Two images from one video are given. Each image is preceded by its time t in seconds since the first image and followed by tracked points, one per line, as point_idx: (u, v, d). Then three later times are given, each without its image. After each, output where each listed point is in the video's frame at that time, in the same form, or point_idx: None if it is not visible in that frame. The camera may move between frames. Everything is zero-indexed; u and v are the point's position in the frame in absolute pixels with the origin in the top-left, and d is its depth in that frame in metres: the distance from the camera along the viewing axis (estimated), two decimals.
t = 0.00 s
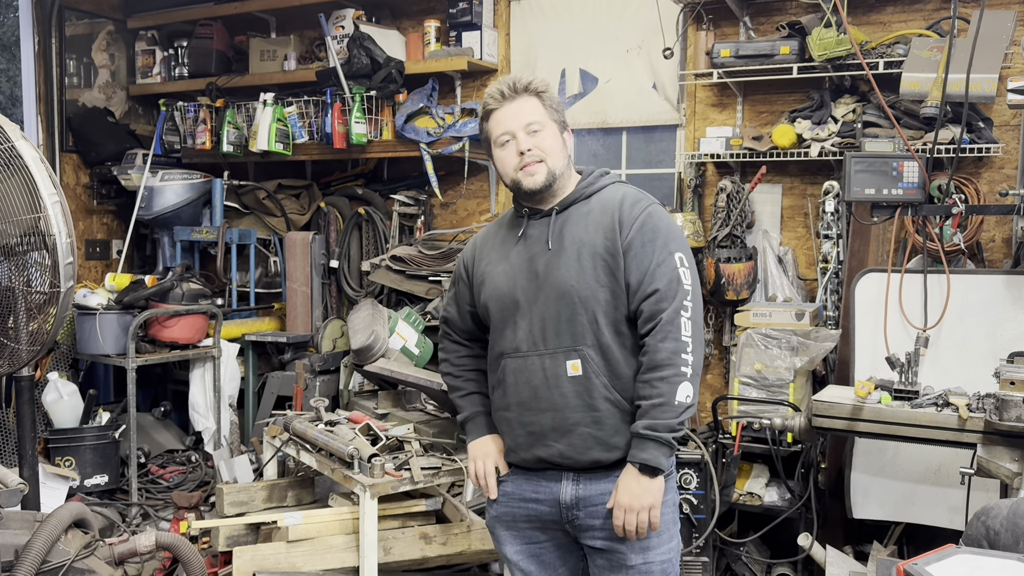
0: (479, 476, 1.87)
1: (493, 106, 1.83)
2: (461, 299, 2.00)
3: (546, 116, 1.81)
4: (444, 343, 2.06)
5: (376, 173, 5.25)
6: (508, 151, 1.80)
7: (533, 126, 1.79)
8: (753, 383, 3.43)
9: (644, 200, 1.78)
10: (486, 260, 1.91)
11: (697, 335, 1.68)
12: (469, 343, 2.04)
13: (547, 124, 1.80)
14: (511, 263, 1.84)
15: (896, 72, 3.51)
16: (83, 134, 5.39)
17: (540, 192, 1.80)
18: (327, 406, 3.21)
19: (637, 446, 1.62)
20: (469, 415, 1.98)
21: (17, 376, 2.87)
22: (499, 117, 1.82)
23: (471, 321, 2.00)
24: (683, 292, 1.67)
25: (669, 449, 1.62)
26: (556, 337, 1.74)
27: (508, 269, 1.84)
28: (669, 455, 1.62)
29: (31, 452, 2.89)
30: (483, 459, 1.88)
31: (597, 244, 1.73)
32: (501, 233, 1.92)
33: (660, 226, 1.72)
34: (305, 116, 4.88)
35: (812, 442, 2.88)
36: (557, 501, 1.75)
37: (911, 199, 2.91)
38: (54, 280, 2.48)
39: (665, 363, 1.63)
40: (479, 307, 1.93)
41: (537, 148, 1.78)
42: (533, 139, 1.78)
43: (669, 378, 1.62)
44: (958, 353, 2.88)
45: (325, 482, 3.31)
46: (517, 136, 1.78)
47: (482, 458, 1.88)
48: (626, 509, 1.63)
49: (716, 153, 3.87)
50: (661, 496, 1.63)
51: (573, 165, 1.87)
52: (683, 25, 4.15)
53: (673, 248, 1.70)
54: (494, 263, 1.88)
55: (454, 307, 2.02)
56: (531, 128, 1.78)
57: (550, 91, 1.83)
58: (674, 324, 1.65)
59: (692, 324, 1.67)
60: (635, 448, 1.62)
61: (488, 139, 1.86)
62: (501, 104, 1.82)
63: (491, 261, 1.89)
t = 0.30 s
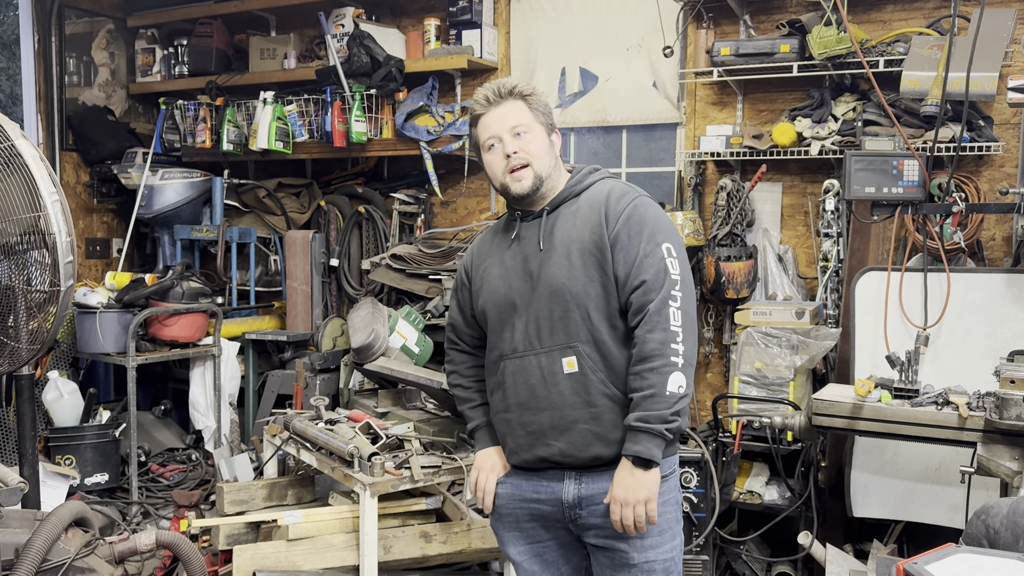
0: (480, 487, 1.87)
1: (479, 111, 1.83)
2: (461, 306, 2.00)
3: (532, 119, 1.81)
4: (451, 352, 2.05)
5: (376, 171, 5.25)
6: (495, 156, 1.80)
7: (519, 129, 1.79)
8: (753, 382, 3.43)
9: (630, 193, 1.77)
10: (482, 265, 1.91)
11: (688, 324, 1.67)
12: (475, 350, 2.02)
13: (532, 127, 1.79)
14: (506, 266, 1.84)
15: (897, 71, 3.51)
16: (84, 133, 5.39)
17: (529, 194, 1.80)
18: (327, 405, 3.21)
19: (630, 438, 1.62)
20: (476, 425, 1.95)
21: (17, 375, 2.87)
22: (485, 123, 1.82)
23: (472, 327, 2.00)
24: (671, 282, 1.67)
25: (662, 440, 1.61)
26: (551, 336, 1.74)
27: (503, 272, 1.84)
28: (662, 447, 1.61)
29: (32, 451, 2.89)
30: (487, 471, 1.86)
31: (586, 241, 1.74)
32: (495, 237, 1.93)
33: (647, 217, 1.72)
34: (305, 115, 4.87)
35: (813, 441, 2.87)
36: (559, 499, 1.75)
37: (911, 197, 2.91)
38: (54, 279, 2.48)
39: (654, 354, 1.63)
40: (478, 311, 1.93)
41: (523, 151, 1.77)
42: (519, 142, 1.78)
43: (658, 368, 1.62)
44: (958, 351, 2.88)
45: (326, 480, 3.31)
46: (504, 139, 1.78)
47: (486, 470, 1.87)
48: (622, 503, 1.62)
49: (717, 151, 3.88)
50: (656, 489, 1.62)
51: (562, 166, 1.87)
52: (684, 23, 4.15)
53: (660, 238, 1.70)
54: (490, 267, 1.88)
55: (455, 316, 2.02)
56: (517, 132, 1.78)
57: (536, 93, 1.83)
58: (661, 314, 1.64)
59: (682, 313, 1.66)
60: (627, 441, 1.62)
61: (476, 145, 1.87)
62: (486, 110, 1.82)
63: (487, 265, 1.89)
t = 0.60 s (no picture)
0: (479, 484, 1.87)
1: (485, 103, 1.83)
2: (464, 302, 2.00)
3: (538, 113, 1.79)
4: (454, 351, 2.04)
5: (377, 168, 5.24)
6: (498, 148, 1.79)
7: (523, 122, 1.78)
8: (755, 378, 3.43)
9: (632, 189, 1.77)
10: (485, 260, 1.91)
11: (686, 321, 1.66)
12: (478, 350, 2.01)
13: (537, 120, 1.79)
14: (507, 260, 1.84)
15: (899, 67, 3.50)
16: (83, 130, 5.41)
17: (531, 187, 1.80)
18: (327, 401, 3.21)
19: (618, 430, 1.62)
20: (476, 424, 1.94)
21: (17, 372, 2.86)
22: (491, 115, 1.81)
23: (474, 324, 1.99)
24: (670, 278, 1.66)
25: (649, 436, 1.61)
26: (551, 331, 1.73)
27: (505, 266, 1.84)
28: (648, 442, 1.61)
29: (32, 448, 2.88)
30: (485, 468, 1.86)
31: (587, 235, 1.73)
32: (499, 232, 1.92)
33: (649, 213, 1.71)
34: (305, 112, 4.87)
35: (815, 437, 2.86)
36: (559, 496, 1.75)
37: (914, 193, 2.90)
38: (55, 276, 2.48)
39: (650, 349, 1.62)
40: (480, 306, 1.93)
41: (526, 144, 1.77)
42: (523, 135, 1.77)
43: (652, 363, 1.61)
44: (960, 348, 2.87)
45: (326, 477, 3.29)
46: (507, 132, 1.78)
47: (485, 467, 1.86)
48: (604, 495, 1.62)
49: (719, 147, 3.86)
50: (639, 483, 1.62)
51: (566, 160, 1.86)
52: (685, 19, 4.14)
53: (661, 234, 1.69)
54: (492, 262, 1.88)
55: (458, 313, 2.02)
56: (521, 125, 1.77)
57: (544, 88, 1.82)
58: (658, 310, 1.63)
59: (680, 309, 1.66)
60: (615, 433, 1.62)
61: (482, 136, 1.86)
62: (492, 102, 1.82)
63: (490, 260, 1.89)
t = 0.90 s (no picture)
0: (479, 479, 1.86)
1: (498, 93, 1.82)
2: (465, 294, 1.99)
3: (549, 106, 1.79)
4: (454, 344, 2.04)
5: (376, 165, 5.23)
6: (508, 138, 1.79)
7: (534, 114, 1.77)
8: (755, 375, 3.43)
9: (639, 187, 1.76)
10: (487, 253, 1.90)
11: (690, 322, 1.66)
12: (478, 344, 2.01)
13: (547, 113, 1.78)
14: (510, 254, 1.83)
15: (900, 63, 3.49)
16: (83, 126, 5.39)
17: (537, 179, 1.79)
18: (327, 399, 3.20)
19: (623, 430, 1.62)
20: (475, 419, 1.93)
21: (17, 369, 2.86)
22: (502, 105, 1.81)
23: (475, 317, 1.99)
24: (675, 278, 1.65)
25: (655, 436, 1.61)
26: (552, 326, 1.73)
27: (507, 260, 1.83)
28: (654, 442, 1.60)
29: (31, 445, 2.88)
30: (485, 464, 1.85)
31: (592, 231, 1.72)
32: (503, 225, 1.92)
33: (654, 212, 1.70)
34: (305, 108, 4.87)
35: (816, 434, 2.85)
36: (557, 492, 1.75)
37: (915, 189, 2.89)
38: (54, 272, 2.48)
39: (654, 349, 1.62)
40: (482, 300, 1.92)
41: (535, 136, 1.76)
42: (533, 127, 1.77)
43: (656, 363, 1.61)
44: (961, 345, 2.86)
45: (326, 474, 3.29)
46: (517, 123, 1.77)
47: (486, 463, 1.85)
48: (611, 496, 1.61)
49: (719, 144, 3.83)
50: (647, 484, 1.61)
51: (573, 155, 1.85)
52: (686, 15, 4.13)
53: (667, 234, 1.68)
54: (494, 255, 1.87)
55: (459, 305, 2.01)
56: (532, 117, 1.77)
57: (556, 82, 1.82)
58: (662, 310, 1.63)
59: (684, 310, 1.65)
60: (620, 433, 1.61)
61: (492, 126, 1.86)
62: (504, 93, 1.81)
63: (492, 254, 1.88)
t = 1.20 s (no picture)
0: (479, 477, 1.86)
1: (505, 87, 1.82)
2: (466, 292, 1.99)
3: (556, 102, 1.79)
4: (454, 342, 2.03)
5: (376, 163, 5.23)
6: (514, 132, 1.79)
7: (541, 109, 1.77)
8: (755, 374, 3.43)
9: (643, 186, 1.75)
10: (489, 250, 1.90)
11: (694, 322, 1.65)
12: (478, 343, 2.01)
13: (554, 109, 1.78)
14: (512, 252, 1.83)
15: (901, 61, 3.48)
16: (81, 124, 5.37)
17: (542, 175, 1.79)
18: (327, 397, 3.20)
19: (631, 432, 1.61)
20: (474, 418, 1.93)
21: (15, 367, 2.85)
22: (509, 99, 1.80)
23: (476, 315, 1.98)
24: (679, 278, 1.64)
25: (663, 437, 1.60)
26: (555, 325, 1.72)
27: (510, 258, 1.83)
28: (662, 443, 1.59)
29: (30, 444, 2.87)
30: (485, 463, 1.85)
31: (595, 230, 1.72)
32: (505, 223, 1.91)
33: (659, 211, 1.70)
34: (304, 106, 4.85)
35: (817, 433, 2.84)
36: (557, 490, 1.74)
37: (916, 188, 2.89)
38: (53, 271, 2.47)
39: (658, 349, 1.61)
40: (484, 298, 1.91)
41: (541, 131, 1.76)
42: (540, 122, 1.76)
43: (662, 363, 1.60)
44: (962, 344, 2.86)
45: (326, 473, 3.29)
46: (524, 117, 1.77)
47: (485, 461, 1.85)
48: (621, 497, 1.61)
49: (719, 143, 3.84)
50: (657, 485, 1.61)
51: (578, 154, 1.85)
52: (686, 13, 4.12)
53: (671, 233, 1.68)
54: (497, 253, 1.87)
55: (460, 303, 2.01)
56: (539, 112, 1.77)
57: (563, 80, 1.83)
58: (667, 310, 1.62)
59: (689, 310, 1.64)
60: (628, 435, 1.60)
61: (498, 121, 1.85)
62: (511, 87, 1.81)
63: (494, 251, 1.88)
